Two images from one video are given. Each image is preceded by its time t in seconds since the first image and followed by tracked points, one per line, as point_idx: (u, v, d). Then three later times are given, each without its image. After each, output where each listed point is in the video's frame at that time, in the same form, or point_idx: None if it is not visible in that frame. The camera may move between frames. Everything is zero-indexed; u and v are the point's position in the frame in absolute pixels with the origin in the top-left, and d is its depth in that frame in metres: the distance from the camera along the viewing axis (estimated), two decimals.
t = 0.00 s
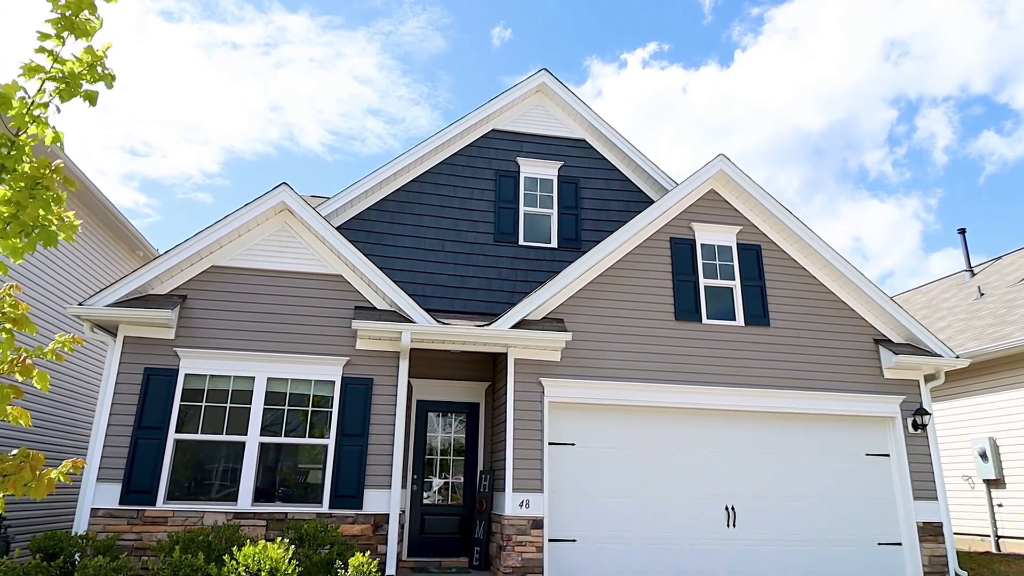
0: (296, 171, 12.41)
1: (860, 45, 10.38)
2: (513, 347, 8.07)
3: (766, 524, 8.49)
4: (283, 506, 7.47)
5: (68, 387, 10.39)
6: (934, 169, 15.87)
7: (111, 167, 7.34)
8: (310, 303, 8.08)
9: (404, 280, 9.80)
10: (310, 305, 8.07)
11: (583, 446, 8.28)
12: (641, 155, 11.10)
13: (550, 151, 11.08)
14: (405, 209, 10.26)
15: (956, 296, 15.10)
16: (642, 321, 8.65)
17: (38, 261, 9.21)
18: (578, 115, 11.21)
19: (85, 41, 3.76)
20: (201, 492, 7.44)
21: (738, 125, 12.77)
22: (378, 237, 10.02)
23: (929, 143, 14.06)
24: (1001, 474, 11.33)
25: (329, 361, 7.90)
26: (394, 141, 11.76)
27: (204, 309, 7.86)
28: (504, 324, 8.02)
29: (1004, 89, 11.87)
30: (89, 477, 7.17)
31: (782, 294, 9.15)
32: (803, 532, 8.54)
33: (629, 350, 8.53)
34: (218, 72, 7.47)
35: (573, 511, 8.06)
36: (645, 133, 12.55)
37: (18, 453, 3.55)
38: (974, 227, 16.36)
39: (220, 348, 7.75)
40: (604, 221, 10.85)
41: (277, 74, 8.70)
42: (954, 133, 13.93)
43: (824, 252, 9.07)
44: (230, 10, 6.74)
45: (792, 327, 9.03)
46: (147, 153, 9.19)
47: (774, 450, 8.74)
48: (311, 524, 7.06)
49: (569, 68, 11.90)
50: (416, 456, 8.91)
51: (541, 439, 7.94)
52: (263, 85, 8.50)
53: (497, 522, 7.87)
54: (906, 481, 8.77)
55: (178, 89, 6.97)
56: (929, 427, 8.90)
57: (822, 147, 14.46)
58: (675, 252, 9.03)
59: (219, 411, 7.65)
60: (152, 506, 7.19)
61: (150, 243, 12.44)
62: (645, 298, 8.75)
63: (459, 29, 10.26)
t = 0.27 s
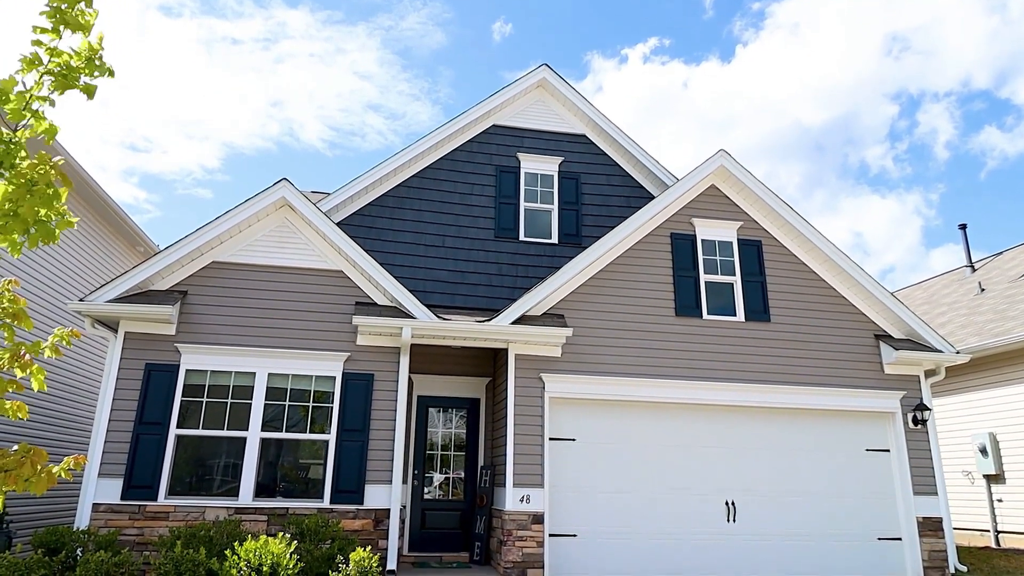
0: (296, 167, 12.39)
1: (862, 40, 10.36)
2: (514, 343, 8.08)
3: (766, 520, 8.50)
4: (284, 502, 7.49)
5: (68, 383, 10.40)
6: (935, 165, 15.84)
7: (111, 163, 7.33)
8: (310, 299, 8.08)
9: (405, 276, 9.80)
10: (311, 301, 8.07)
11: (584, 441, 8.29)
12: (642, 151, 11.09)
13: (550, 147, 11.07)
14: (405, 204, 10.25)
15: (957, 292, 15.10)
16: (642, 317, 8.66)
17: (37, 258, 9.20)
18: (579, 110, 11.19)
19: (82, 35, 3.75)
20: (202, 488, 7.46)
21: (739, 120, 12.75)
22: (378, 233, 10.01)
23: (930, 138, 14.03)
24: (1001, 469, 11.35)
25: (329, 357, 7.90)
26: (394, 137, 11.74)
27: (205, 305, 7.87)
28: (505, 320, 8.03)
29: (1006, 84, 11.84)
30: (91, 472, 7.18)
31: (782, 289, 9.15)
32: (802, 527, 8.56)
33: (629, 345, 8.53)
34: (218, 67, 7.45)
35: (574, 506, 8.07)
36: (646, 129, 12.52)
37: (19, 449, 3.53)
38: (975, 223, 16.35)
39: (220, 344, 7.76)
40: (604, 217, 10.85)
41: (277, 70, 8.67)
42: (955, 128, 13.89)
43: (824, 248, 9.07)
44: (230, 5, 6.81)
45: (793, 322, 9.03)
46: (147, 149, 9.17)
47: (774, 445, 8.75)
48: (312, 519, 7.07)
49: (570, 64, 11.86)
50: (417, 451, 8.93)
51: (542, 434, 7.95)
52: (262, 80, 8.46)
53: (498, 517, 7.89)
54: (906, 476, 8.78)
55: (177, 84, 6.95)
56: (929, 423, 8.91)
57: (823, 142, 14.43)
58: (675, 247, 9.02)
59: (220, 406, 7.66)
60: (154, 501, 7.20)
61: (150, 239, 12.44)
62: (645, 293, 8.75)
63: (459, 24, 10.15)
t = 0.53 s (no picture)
0: (296, 164, 12.36)
1: (862, 37, 10.35)
2: (514, 340, 8.08)
3: (766, 516, 8.52)
4: (285, 499, 7.49)
5: (69, 380, 10.41)
6: (935, 162, 15.83)
7: (111, 160, 7.32)
8: (310, 296, 8.08)
9: (405, 273, 9.80)
10: (312, 298, 8.07)
11: (584, 438, 8.30)
12: (642, 148, 11.08)
13: (550, 144, 11.06)
14: (406, 202, 10.25)
15: (957, 289, 15.10)
16: (642, 314, 8.66)
17: (37, 255, 9.20)
18: (579, 107, 11.18)
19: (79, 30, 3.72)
20: (203, 485, 7.47)
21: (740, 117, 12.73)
22: (379, 230, 10.01)
23: (930, 135, 14.02)
24: (1001, 466, 11.36)
25: (330, 354, 7.91)
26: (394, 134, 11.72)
27: (205, 302, 7.87)
28: (505, 317, 8.03)
29: (1006, 81, 11.83)
30: (92, 469, 7.19)
31: (782, 286, 9.15)
32: (802, 524, 8.57)
33: (630, 343, 8.54)
34: (217, 64, 7.42)
35: (574, 503, 8.08)
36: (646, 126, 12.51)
37: (19, 445, 3.52)
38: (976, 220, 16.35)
39: (221, 341, 7.76)
40: (605, 214, 10.84)
41: (276, 67, 8.65)
42: (956, 125, 13.88)
43: (825, 245, 9.07)
44: (230, 2, 6.75)
45: (793, 320, 9.04)
46: (147, 146, 9.16)
47: (773, 442, 8.76)
48: (313, 516, 7.08)
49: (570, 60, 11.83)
50: (418, 448, 8.94)
51: (542, 431, 7.96)
52: (262, 77, 8.44)
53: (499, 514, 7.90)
54: (906, 473, 8.79)
55: (178, 81, 6.94)
56: (929, 419, 8.92)
57: (824, 139, 14.42)
58: (675, 244, 9.02)
59: (221, 404, 7.66)
60: (155, 498, 7.21)
61: (150, 236, 12.44)
62: (645, 291, 8.75)
63: (460, 21, 10.09)
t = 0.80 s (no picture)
0: (296, 160, 12.33)
1: (863, 33, 10.32)
2: (514, 336, 8.09)
3: (766, 512, 8.53)
4: (286, 494, 7.51)
5: (70, 376, 10.42)
6: (937, 158, 15.81)
7: (111, 156, 7.31)
8: (311, 292, 8.08)
9: (405, 269, 9.80)
10: (312, 294, 8.08)
11: (584, 434, 8.30)
12: (642, 144, 11.07)
13: (551, 140, 11.05)
14: (406, 198, 10.24)
15: (957, 285, 15.10)
16: (642, 310, 8.66)
17: (37, 251, 9.21)
18: (580, 103, 11.17)
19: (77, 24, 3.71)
20: (204, 480, 7.48)
21: (740, 113, 12.71)
22: (379, 227, 10.01)
23: (931, 131, 13.99)
24: (1001, 462, 11.37)
25: (330, 350, 7.91)
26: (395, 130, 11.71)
27: (206, 298, 7.88)
28: (505, 313, 8.04)
29: (1007, 77, 11.81)
30: (93, 465, 7.21)
31: (783, 282, 9.15)
32: (802, 519, 8.58)
33: (630, 339, 8.54)
34: (217, 60, 7.40)
35: (574, 498, 8.10)
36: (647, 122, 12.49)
37: (22, 440, 3.53)
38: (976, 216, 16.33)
39: (221, 337, 7.77)
40: (605, 210, 10.83)
41: (276, 62, 8.63)
42: (957, 121, 13.85)
43: (825, 241, 9.06)
44: None
45: (793, 316, 9.04)
46: (147, 142, 9.15)
47: (773, 438, 8.77)
48: (314, 511, 7.10)
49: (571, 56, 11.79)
50: (418, 444, 8.95)
51: (543, 427, 7.98)
52: (261, 72, 8.42)
53: (499, 510, 7.92)
54: (906, 468, 8.80)
55: (177, 77, 6.92)
56: (930, 415, 8.92)
57: (824, 135, 14.40)
58: (675, 240, 9.02)
59: (222, 400, 7.67)
60: (156, 494, 7.23)
61: (150, 232, 12.44)
62: (645, 287, 8.75)
63: (461, 17, 10.02)
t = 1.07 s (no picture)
0: (296, 155, 12.31)
1: (866, 29, 10.28)
2: (515, 332, 8.10)
3: (766, 508, 8.54)
4: (287, 490, 7.52)
5: (70, 372, 10.43)
6: (938, 154, 15.77)
7: (111, 152, 7.30)
8: (311, 288, 8.09)
9: (405, 265, 9.80)
10: (313, 290, 8.08)
11: (584, 430, 8.31)
12: (643, 139, 11.06)
13: (551, 136, 11.04)
14: (406, 194, 10.23)
15: (958, 281, 15.10)
16: (642, 306, 8.66)
17: (37, 246, 9.21)
18: (581, 98, 11.15)
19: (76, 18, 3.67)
20: (205, 476, 7.50)
21: (741, 108, 12.67)
22: (379, 223, 10.01)
23: (933, 127, 13.96)
24: (1001, 457, 11.39)
25: (331, 346, 7.92)
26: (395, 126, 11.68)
27: (207, 294, 7.88)
28: (506, 308, 8.04)
29: (1009, 73, 11.78)
30: (95, 461, 7.22)
31: (783, 279, 9.15)
32: (802, 515, 8.59)
33: (630, 335, 8.55)
34: (217, 56, 7.37)
35: (574, 494, 8.11)
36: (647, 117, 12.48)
37: (23, 436, 3.53)
38: (977, 212, 16.32)
39: (222, 333, 7.77)
40: (606, 206, 10.83)
41: (276, 58, 8.59)
42: (959, 116, 13.81)
43: (826, 237, 9.05)
44: None
45: (794, 311, 9.04)
46: (147, 138, 9.12)
47: (773, 434, 8.78)
48: (315, 507, 7.11)
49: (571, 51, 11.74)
50: (419, 440, 8.96)
51: (543, 423, 7.99)
52: (262, 67, 8.40)
53: (500, 505, 7.94)
54: (906, 464, 8.81)
55: (177, 73, 6.90)
56: (930, 411, 8.93)
57: (826, 130, 14.37)
58: (676, 236, 9.01)
59: (222, 395, 7.68)
60: (157, 489, 7.24)
61: (150, 228, 12.44)
62: (646, 282, 8.75)
63: (461, 12, 9.86)
